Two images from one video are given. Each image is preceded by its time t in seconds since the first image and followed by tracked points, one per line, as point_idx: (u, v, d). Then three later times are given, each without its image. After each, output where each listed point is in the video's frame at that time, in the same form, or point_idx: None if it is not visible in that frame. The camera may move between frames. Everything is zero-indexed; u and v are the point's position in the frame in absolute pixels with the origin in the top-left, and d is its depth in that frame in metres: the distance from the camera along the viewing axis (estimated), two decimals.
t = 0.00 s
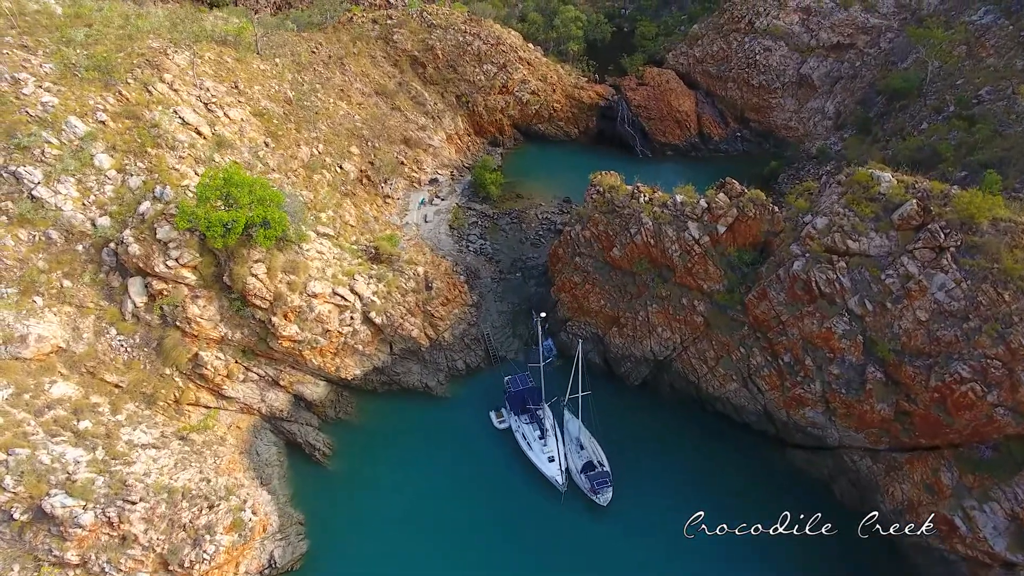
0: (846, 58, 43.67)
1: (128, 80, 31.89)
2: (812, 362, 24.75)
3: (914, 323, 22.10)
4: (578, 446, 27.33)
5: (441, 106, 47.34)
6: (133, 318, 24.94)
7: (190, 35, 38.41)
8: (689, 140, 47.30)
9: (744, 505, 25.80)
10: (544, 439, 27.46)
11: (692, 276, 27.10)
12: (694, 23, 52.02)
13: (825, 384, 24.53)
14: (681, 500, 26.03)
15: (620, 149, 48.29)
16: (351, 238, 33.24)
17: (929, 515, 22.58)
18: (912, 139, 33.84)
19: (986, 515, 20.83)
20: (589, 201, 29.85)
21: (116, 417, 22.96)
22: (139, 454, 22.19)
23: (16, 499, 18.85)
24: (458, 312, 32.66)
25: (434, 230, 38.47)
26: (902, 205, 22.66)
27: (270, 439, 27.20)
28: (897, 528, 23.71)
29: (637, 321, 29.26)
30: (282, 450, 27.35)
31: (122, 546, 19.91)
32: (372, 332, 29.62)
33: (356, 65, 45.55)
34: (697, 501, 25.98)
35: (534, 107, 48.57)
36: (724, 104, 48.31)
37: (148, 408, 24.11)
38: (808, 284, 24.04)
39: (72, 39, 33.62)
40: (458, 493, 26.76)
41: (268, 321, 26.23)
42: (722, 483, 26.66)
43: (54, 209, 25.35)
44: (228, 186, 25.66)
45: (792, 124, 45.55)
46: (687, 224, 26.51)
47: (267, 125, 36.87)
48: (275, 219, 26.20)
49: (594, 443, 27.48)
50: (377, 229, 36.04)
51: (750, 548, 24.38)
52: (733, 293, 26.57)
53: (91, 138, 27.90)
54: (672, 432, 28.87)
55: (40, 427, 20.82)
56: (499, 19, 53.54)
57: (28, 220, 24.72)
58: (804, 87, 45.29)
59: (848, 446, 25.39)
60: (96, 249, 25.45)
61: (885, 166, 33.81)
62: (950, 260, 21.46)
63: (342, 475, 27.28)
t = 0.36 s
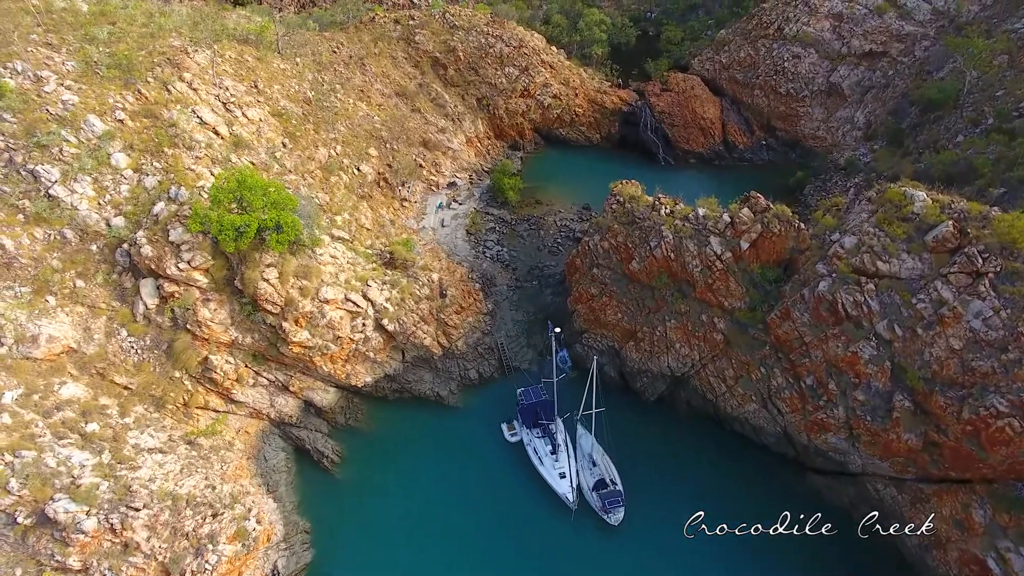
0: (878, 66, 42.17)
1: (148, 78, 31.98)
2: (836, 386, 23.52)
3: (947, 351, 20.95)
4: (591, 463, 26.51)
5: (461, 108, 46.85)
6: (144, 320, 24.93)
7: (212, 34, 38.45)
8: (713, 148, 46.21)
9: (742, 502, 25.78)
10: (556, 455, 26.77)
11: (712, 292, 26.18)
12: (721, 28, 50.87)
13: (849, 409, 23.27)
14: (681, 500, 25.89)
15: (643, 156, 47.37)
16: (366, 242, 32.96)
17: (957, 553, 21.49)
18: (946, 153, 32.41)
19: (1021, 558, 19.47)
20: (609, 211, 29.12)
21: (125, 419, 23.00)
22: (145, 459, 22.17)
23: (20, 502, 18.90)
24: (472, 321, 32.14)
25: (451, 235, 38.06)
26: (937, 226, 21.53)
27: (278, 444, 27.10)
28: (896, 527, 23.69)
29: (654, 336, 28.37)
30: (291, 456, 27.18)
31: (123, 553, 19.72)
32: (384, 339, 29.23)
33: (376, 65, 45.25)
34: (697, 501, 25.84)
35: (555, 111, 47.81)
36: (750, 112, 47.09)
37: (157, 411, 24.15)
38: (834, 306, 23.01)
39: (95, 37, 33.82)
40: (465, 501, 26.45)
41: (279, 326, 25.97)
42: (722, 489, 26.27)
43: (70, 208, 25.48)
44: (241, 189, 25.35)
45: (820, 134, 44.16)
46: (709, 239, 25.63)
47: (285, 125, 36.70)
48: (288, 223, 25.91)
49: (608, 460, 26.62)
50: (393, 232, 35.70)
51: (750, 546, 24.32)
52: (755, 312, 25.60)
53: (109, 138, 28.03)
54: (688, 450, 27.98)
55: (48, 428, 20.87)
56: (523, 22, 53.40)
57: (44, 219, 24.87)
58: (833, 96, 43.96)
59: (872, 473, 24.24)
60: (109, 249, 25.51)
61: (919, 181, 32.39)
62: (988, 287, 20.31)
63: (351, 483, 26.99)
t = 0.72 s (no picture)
0: (913, 75, 40.56)
1: (168, 77, 32.01)
2: (860, 413, 22.35)
3: (983, 383, 19.59)
4: (603, 480, 25.76)
5: (482, 111, 46.32)
6: (155, 321, 24.91)
7: (235, 33, 38.45)
8: (738, 157, 45.02)
9: (742, 504, 25.61)
10: (567, 471, 26.09)
11: (733, 309, 25.14)
12: (750, 33, 49.66)
13: (873, 438, 22.07)
14: (681, 500, 25.75)
15: (665, 163, 46.40)
16: (382, 247, 32.66)
17: None
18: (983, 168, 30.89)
19: None
20: (629, 222, 28.36)
21: (132, 422, 23.01)
22: (150, 463, 22.14)
23: (24, 505, 18.84)
24: (486, 329, 31.58)
25: (468, 240, 37.61)
26: (975, 250, 20.27)
27: (287, 450, 27.08)
28: (897, 529, 22.99)
29: (672, 351, 27.34)
30: (299, 462, 27.13)
31: (124, 560, 19.61)
32: (396, 347, 28.85)
33: (398, 66, 44.89)
34: (696, 502, 25.67)
35: (578, 116, 46.96)
36: (777, 120, 45.89)
37: (164, 413, 24.22)
38: (861, 329, 21.86)
39: (119, 34, 33.96)
40: (470, 506, 26.29)
41: (290, 331, 25.68)
42: (734, 505, 25.56)
43: (86, 206, 25.57)
44: (255, 192, 25.10)
45: (849, 144, 42.75)
46: (731, 255, 24.65)
47: (304, 125, 36.49)
48: (301, 228, 25.57)
49: (620, 478, 25.84)
50: (409, 236, 35.32)
51: (750, 547, 24.10)
52: (777, 331, 24.50)
53: (126, 136, 28.08)
54: (705, 471, 26.95)
55: (55, 430, 20.91)
56: (546, 23, 53.26)
57: (61, 218, 24.98)
58: (864, 105, 42.48)
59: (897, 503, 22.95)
60: (123, 249, 25.58)
61: (954, 197, 30.98)
62: None
63: (358, 492, 26.74)
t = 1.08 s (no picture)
0: (943, 84, 39.07)
1: (182, 77, 31.86)
2: (882, 440, 20.86)
3: (1019, 415, 17.97)
4: (612, 499, 24.99)
5: (499, 114, 45.67)
6: (162, 325, 24.82)
7: (252, 33, 38.27)
8: (759, 165, 43.88)
9: (741, 504, 25.47)
10: (575, 488, 25.29)
11: (751, 327, 23.90)
12: (774, 39, 48.61)
13: (896, 466, 20.63)
14: (681, 499, 25.62)
15: (684, 171, 45.40)
16: (393, 252, 32.21)
17: None
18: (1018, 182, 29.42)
19: None
20: (646, 233, 27.51)
21: (136, 428, 22.91)
22: (152, 471, 22.01)
23: (22, 513, 18.69)
24: (497, 339, 30.95)
25: (481, 246, 37.02)
26: (1012, 273, 18.68)
27: (291, 458, 26.79)
28: (897, 528, 21.92)
29: (687, 368, 26.19)
30: (303, 471, 26.82)
31: (122, 572, 19.51)
32: (405, 355, 28.32)
33: (414, 67, 44.38)
34: (696, 501, 25.52)
35: (596, 121, 46.06)
36: (800, 129, 44.78)
37: (169, 419, 24.03)
38: (885, 353, 20.34)
39: (136, 33, 33.87)
40: (473, 517, 25.88)
41: (297, 338, 25.31)
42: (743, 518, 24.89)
43: (96, 207, 25.51)
44: (264, 197, 24.74)
45: (875, 154, 41.39)
46: (751, 270, 23.50)
47: (318, 126, 36.14)
48: (310, 233, 25.16)
49: (631, 496, 25.01)
50: (421, 241, 34.84)
51: (750, 547, 23.94)
52: (797, 351, 23.15)
53: (138, 137, 27.97)
54: (719, 494, 25.89)
55: (57, 435, 20.83)
56: (566, 26, 52.14)
57: (70, 219, 24.93)
58: (891, 114, 41.09)
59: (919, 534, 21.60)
60: (131, 251, 25.50)
61: (986, 213, 29.65)
62: None
63: (362, 503, 26.30)
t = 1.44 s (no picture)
0: (952, 89, 38.32)
1: (177, 80, 31.30)
2: (891, 460, 20.07)
3: None
4: (612, 515, 24.37)
5: (500, 117, 45.02)
6: (153, 336, 24.40)
7: (250, 34, 37.69)
8: (764, 170, 43.15)
9: (740, 503, 25.29)
10: (575, 504, 24.64)
11: (756, 341, 23.13)
12: (779, 41, 47.89)
13: (907, 488, 19.89)
14: (680, 500, 25.53)
15: (688, 175, 44.68)
16: (390, 259, 31.66)
17: None
18: None
19: None
20: (649, 242, 26.85)
21: (125, 442, 22.56)
22: (140, 487, 21.75)
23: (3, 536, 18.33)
24: (496, 349, 30.35)
25: (481, 252, 36.45)
26: None
27: (285, 471, 26.38)
28: (897, 528, 20.68)
29: (689, 381, 25.47)
30: (298, 484, 26.37)
31: None
32: (402, 367, 27.75)
33: (414, 69, 43.72)
34: (695, 502, 25.43)
35: (598, 124, 45.34)
36: (805, 133, 44.00)
37: (159, 433, 23.68)
38: (896, 371, 19.64)
39: (130, 35, 33.28)
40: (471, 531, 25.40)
41: (291, 350, 24.76)
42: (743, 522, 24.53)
43: (86, 215, 25.07)
44: (258, 206, 24.20)
45: (881, 160, 40.66)
46: (756, 283, 22.76)
47: (316, 130, 35.55)
48: (305, 244, 24.63)
49: (632, 513, 24.37)
50: (419, 248, 34.28)
51: (750, 547, 23.67)
52: (803, 366, 22.39)
53: (131, 142, 27.47)
54: (724, 509, 25.16)
55: (42, 452, 20.47)
56: (569, 28, 51.46)
57: (60, 226, 24.47)
58: (898, 119, 40.35)
59: (928, 555, 20.85)
60: (122, 260, 25.05)
61: (996, 222, 28.98)
62: None
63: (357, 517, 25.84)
